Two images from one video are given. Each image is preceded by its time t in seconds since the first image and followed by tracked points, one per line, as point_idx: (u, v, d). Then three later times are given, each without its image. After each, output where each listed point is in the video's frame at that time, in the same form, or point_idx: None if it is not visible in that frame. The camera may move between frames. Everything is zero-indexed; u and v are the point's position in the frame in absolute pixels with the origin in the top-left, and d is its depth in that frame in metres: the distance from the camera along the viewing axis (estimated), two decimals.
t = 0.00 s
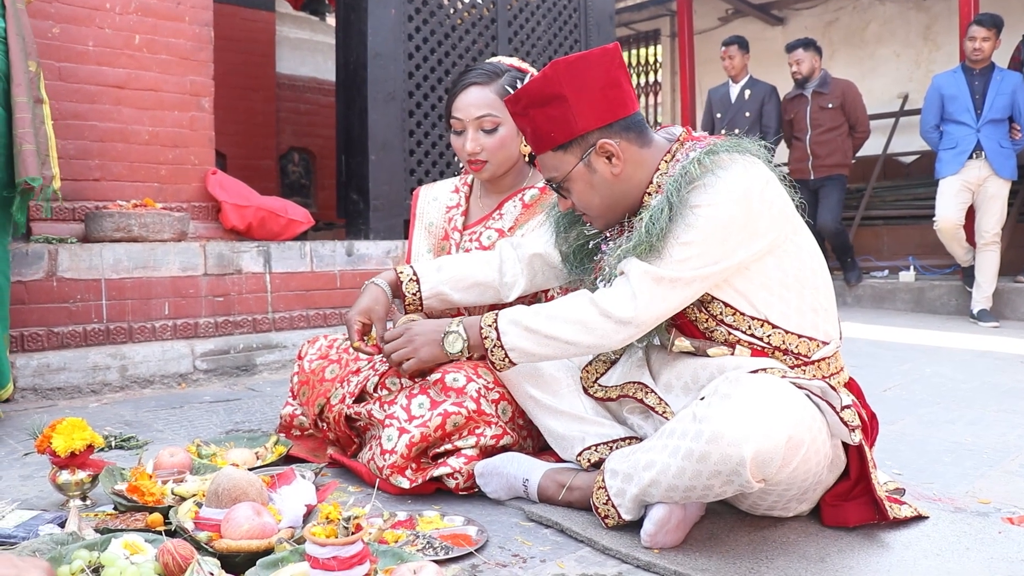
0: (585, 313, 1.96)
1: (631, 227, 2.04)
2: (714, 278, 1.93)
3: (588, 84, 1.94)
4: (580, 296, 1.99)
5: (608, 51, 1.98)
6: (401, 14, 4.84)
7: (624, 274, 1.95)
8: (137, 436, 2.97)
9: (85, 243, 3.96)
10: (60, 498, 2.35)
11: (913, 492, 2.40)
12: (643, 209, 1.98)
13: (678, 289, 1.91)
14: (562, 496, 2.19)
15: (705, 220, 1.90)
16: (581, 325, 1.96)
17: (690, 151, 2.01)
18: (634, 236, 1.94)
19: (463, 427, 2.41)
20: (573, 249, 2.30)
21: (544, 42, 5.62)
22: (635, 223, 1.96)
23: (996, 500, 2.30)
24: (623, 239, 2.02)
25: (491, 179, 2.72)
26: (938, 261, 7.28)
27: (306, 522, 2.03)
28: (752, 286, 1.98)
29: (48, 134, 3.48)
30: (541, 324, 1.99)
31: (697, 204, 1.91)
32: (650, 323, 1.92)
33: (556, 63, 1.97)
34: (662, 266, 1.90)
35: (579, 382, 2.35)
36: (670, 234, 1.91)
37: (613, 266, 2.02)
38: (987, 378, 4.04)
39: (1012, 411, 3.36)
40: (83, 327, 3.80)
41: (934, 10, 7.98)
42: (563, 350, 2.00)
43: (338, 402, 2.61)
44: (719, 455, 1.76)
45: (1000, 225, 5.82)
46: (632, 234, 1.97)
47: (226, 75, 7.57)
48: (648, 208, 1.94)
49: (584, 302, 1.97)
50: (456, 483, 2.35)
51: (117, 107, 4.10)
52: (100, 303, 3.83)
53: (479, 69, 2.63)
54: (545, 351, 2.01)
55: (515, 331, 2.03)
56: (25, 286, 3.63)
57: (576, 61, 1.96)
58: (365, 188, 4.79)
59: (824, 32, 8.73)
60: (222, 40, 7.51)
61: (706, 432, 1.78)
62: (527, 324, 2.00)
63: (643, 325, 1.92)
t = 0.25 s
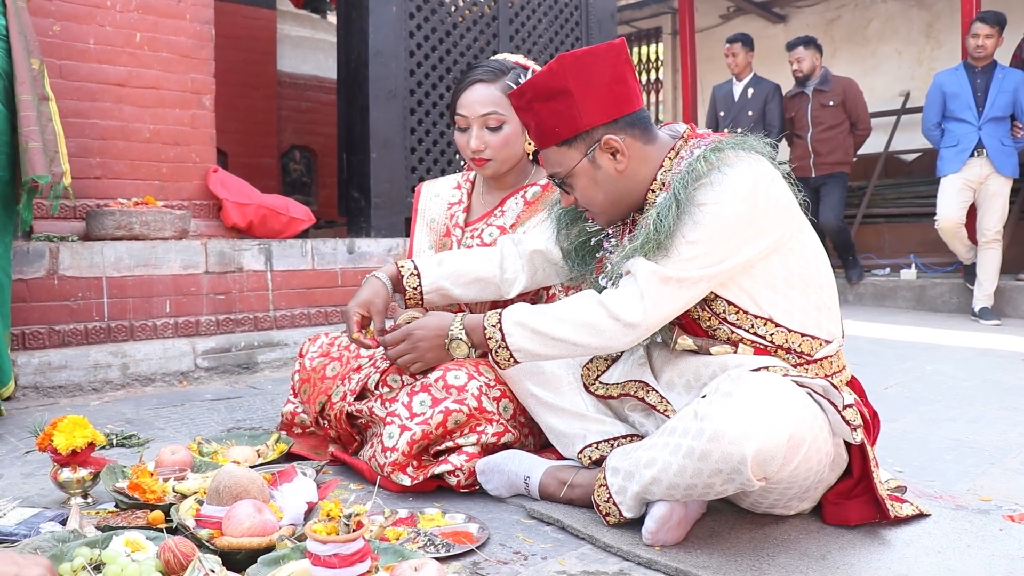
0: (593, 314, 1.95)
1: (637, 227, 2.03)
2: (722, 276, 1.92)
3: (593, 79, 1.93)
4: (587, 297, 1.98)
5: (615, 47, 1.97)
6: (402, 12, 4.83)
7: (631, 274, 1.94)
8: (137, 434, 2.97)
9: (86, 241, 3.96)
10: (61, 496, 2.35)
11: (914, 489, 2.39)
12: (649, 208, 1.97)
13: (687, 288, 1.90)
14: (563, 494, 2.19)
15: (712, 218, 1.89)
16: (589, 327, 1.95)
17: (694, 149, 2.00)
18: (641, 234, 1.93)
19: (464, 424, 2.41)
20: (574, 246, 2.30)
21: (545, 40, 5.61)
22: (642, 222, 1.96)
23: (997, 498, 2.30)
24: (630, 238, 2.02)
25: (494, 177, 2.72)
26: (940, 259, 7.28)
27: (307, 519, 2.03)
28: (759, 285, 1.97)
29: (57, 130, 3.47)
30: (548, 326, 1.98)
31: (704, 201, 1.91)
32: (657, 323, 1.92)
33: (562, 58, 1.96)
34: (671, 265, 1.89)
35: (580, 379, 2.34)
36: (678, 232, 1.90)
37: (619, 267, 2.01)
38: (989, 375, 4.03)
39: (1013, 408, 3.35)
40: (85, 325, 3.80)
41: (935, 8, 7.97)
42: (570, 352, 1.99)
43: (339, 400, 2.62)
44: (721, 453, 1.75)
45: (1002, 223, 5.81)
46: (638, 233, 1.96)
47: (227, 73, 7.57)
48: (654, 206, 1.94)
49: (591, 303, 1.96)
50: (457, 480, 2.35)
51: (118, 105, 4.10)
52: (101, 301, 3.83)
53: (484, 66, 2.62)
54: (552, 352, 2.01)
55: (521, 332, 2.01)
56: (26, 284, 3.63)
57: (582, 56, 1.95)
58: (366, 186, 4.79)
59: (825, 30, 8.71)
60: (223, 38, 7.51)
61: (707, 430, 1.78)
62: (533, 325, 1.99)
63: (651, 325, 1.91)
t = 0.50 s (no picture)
0: (611, 321, 1.90)
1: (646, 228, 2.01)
2: (735, 276, 1.91)
3: (601, 75, 1.92)
4: (603, 304, 1.93)
5: (627, 43, 1.95)
6: (401, 10, 4.83)
7: (645, 278, 1.91)
8: (137, 433, 2.97)
9: (85, 240, 3.95)
10: (60, 495, 2.35)
11: (913, 487, 2.39)
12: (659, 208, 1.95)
13: (703, 290, 1.88)
14: (563, 492, 2.19)
15: (724, 216, 1.88)
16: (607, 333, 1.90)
17: (699, 146, 2.00)
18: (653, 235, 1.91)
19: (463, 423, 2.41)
20: (575, 245, 2.31)
21: (545, 38, 5.60)
22: (653, 223, 1.94)
23: (997, 495, 2.29)
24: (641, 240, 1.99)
25: (495, 175, 2.72)
26: (940, 257, 7.27)
27: (307, 517, 2.03)
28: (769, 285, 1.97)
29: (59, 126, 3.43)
30: (564, 333, 1.91)
31: (714, 199, 1.90)
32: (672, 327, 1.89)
33: (571, 51, 1.94)
34: (687, 269, 1.87)
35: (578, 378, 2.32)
36: (690, 232, 1.89)
37: (630, 269, 2.01)
38: (988, 373, 4.03)
39: (1013, 406, 3.35)
40: (84, 324, 3.79)
41: (935, 5, 7.96)
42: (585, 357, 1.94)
43: (339, 398, 2.63)
44: (721, 450, 1.75)
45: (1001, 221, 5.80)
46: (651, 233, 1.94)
47: (226, 72, 7.56)
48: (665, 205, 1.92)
49: (608, 310, 1.91)
50: (457, 478, 2.35)
51: (118, 103, 4.09)
52: (100, 300, 3.83)
53: (486, 65, 2.61)
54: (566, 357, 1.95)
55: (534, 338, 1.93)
56: (25, 282, 3.62)
57: (593, 50, 1.93)
58: (366, 184, 4.79)
59: (825, 28, 8.70)
60: (223, 37, 7.51)
61: (707, 427, 1.77)
62: (550, 332, 1.91)
63: (668, 329, 1.88)
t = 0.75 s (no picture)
0: (649, 336, 1.84)
1: (659, 230, 2.00)
2: (761, 282, 1.88)
3: (618, 71, 1.90)
4: (640, 319, 1.86)
5: (654, 44, 1.92)
6: (400, 9, 4.82)
7: (675, 291, 1.86)
8: (135, 431, 2.97)
9: (83, 238, 3.94)
10: (59, 493, 2.35)
11: (911, 485, 2.39)
12: (676, 211, 1.93)
13: (734, 300, 1.84)
14: (561, 490, 2.19)
15: (745, 219, 1.86)
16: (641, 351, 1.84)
17: (707, 144, 1.99)
18: (675, 239, 1.89)
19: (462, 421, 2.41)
20: (577, 242, 2.33)
21: (543, 37, 5.59)
22: (673, 230, 1.90)
23: (994, 493, 2.30)
24: (660, 245, 1.97)
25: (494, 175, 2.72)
26: (938, 255, 7.28)
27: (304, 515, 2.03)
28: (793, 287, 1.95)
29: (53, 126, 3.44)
30: (600, 350, 1.86)
31: (731, 202, 1.87)
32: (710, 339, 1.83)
33: (597, 35, 1.91)
34: (718, 279, 1.82)
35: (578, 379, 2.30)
36: (713, 238, 1.86)
37: (644, 270, 2.03)
38: (986, 371, 4.03)
39: (1010, 404, 3.35)
40: (82, 322, 3.79)
41: (933, 4, 7.96)
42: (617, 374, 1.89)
43: (337, 396, 2.62)
44: (719, 448, 1.75)
45: (999, 219, 5.80)
46: (671, 238, 1.91)
47: (225, 70, 7.55)
48: (684, 208, 1.90)
49: (644, 324, 1.85)
50: (456, 476, 2.35)
51: (116, 101, 4.08)
52: (98, 298, 3.82)
53: (483, 63, 2.62)
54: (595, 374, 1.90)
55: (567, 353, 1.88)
56: (23, 280, 3.62)
57: (618, 44, 1.91)
58: (364, 183, 4.78)
59: (823, 27, 8.71)
60: (221, 35, 7.50)
61: (706, 425, 1.77)
62: (587, 350, 1.86)
63: (705, 344, 1.82)
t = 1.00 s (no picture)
0: (702, 338, 1.80)
1: (675, 227, 2.00)
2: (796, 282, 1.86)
3: (638, 60, 1.90)
4: (691, 320, 1.82)
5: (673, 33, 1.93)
6: (400, 9, 4.82)
7: (718, 293, 1.83)
8: (136, 432, 2.97)
9: (83, 238, 3.94)
10: (59, 494, 2.35)
11: (912, 484, 2.39)
12: (697, 209, 1.92)
13: (777, 297, 1.84)
14: (561, 490, 2.19)
15: (774, 216, 1.86)
16: (699, 356, 1.81)
17: (723, 142, 2.00)
18: (702, 238, 1.87)
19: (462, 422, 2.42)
20: (591, 241, 2.30)
21: (543, 36, 5.59)
22: (703, 229, 1.88)
23: (995, 493, 2.30)
24: (681, 245, 1.95)
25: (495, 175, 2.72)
26: (938, 255, 7.29)
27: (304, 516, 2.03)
28: (820, 282, 1.94)
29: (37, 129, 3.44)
30: (654, 353, 1.81)
31: (759, 199, 1.87)
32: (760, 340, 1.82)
33: (616, 24, 1.91)
34: (761, 279, 1.81)
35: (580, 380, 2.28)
36: (747, 237, 1.85)
37: (658, 268, 2.04)
38: (986, 370, 4.03)
39: (1011, 403, 3.36)
40: (82, 323, 3.79)
41: (933, 3, 7.96)
42: (667, 377, 1.85)
43: (338, 396, 2.63)
44: (720, 449, 1.76)
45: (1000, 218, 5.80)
46: (696, 237, 1.90)
47: (225, 70, 7.55)
48: (708, 207, 1.89)
49: (696, 326, 1.81)
50: (456, 477, 2.35)
51: (116, 102, 4.08)
52: (98, 299, 3.82)
53: (485, 64, 2.62)
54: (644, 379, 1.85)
55: (617, 357, 1.83)
56: (23, 281, 3.62)
57: (637, 33, 1.90)
58: (364, 183, 4.78)
59: (823, 26, 8.71)
60: (221, 35, 7.50)
61: (707, 426, 1.77)
62: (640, 352, 1.81)
63: (756, 344, 1.81)
